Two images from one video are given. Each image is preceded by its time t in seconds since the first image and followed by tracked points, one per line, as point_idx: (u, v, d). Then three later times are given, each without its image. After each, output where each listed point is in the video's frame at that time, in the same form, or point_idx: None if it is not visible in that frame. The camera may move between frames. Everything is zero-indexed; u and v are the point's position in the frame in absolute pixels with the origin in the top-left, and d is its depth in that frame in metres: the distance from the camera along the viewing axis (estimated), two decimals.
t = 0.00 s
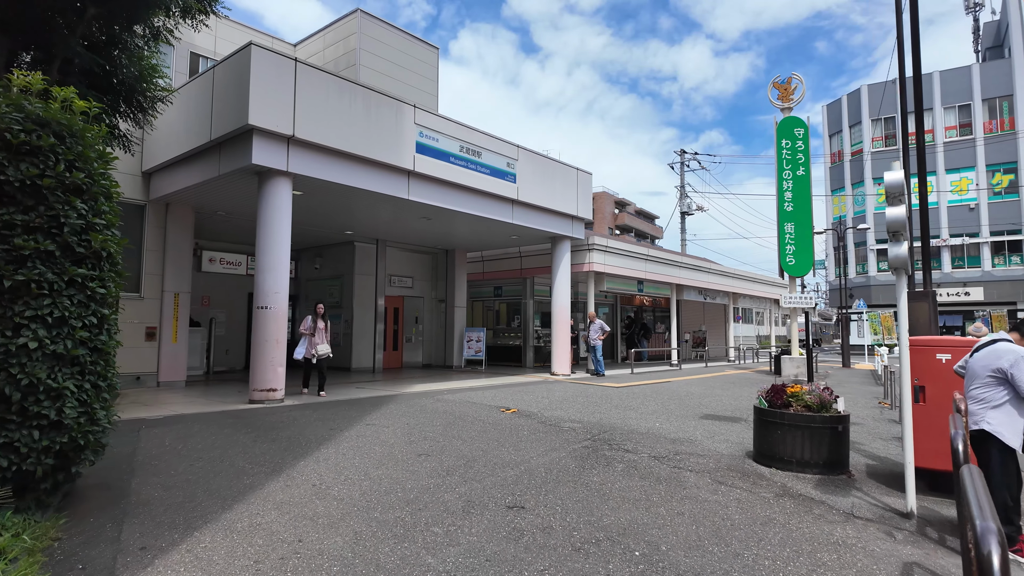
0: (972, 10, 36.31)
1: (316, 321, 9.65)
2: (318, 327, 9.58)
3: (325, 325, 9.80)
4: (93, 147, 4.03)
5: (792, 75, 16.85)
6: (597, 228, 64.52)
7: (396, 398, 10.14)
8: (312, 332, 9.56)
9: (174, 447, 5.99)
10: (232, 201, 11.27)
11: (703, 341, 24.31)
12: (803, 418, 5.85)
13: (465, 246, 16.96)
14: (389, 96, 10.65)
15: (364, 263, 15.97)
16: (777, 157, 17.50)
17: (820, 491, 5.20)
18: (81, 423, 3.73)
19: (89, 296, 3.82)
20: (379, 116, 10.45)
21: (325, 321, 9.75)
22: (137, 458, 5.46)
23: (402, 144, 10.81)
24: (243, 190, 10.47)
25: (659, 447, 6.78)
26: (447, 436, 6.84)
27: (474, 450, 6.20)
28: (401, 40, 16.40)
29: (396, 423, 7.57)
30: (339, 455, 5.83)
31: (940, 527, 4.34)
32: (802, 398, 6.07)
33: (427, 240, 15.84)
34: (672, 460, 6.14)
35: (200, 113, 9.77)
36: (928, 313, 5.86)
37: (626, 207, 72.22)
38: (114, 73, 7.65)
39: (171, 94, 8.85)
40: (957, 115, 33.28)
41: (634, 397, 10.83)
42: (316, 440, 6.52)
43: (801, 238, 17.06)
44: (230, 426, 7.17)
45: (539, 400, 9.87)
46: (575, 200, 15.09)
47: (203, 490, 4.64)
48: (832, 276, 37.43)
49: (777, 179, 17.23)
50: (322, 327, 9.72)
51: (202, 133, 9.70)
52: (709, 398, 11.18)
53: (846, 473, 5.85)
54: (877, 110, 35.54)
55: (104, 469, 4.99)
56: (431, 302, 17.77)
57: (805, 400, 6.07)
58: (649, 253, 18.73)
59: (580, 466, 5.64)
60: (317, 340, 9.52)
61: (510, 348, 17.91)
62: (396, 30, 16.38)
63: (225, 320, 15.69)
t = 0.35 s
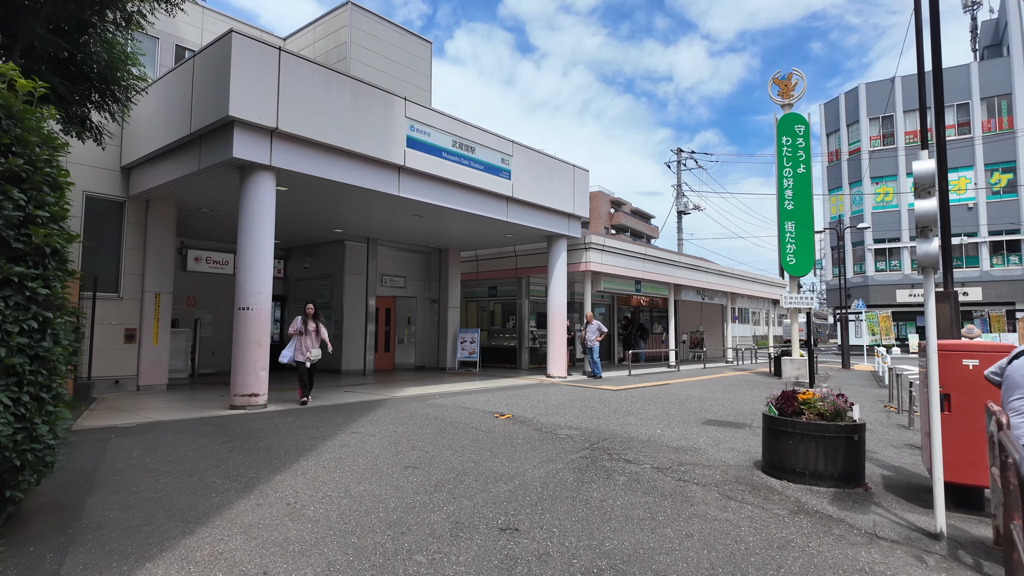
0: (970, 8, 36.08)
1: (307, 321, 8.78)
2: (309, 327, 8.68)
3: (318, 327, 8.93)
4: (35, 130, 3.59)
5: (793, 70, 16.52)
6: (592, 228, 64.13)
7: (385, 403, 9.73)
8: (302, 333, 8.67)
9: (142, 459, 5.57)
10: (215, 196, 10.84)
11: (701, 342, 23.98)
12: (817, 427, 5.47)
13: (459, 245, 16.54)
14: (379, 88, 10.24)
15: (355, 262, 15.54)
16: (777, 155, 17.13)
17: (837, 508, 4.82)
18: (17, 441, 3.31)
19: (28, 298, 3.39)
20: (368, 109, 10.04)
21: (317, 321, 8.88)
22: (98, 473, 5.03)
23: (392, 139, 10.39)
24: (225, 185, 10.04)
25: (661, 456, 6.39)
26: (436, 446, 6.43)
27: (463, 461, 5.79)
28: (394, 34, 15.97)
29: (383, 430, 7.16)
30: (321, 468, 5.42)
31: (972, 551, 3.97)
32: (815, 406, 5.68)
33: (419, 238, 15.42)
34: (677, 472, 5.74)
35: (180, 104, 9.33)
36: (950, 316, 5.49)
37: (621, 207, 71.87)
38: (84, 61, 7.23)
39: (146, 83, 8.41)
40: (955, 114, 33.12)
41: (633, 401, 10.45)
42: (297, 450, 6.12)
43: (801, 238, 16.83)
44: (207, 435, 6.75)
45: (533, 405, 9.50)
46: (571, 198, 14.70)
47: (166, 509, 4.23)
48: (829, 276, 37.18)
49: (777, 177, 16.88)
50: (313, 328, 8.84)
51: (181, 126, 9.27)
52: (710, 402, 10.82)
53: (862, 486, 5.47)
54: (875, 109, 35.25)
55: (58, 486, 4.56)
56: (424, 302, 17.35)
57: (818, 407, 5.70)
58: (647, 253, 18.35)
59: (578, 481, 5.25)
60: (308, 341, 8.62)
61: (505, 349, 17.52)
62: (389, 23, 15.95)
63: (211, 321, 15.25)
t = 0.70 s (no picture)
0: (951, 12, 36.40)
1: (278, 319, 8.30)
2: (279, 327, 8.21)
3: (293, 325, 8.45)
4: None
5: (781, 69, 16.39)
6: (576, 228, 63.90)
7: (363, 408, 9.31)
8: (272, 334, 8.23)
9: (91, 474, 5.10)
10: (183, 190, 10.31)
11: (686, 343, 23.84)
12: (818, 437, 5.16)
13: (442, 243, 16.12)
14: (357, 79, 9.80)
15: (334, 261, 15.05)
16: (765, 154, 16.93)
17: (843, 524, 4.52)
18: None
19: None
20: (346, 101, 9.60)
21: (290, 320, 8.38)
22: (39, 491, 4.55)
23: (371, 132, 9.96)
24: (193, 179, 9.53)
25: (653, 466, 6.06)
26: (415, 456, 6.04)
27: (443, 473, 5.41)
28: (376, 27, 15.50)
29: (359, 439, 6.75)
30: (289, 483, 5.00)
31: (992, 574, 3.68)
32: (815, 413, 5.37)
33: (401, 236, 14.97)
34: (671, 484, 5.41)
35: (144, 92, 8.81)
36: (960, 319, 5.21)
37: (605, 207, 71.85)
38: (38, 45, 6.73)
39: (105, 68, 7.89)
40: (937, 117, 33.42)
41: (620, 404, 10.14)
42: (264, 462, 5.68)
43: (788, 238, 16.68)
44: (168, 445, 6.28)
45: (518, 409, 9.14)
46: (558, 196, 14.34)
47: (108, 535, 3.78)
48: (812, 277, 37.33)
49: (764, 176, 16.69)
50: (286, 327, 8.36)
51: (145, 116, 8.74)
52: (698, 405, 10.55)
53: (866, 498, 5.19)
54: (858, 111, 35.45)
55: None
56: (405, 302, 16.90)
57: (819, 414, 5.39)
58: (633, 253, 18.05)
59: (566, 495, 4.90)
60: (276, 343, 8.17)
61: (489, 350, 17.14)
62: (371, 16, 15.47)
63: (184, 321, 14.66)
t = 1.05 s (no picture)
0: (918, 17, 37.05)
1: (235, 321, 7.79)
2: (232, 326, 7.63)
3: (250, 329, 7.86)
4: None
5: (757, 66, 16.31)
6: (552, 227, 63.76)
7: (329, 410, 8.86)
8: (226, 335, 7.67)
9: (17, 486, 4.61)
10: (137, 179, 9.71)
11: (662, 341, 23.81)
12: (805, 438, 4.93)
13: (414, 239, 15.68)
14: (323, 64, 9.35)
15: (301, 257, 14.51)
16: (740, 152, 16.84)
17: (832, 532, 4.28)
18: None
19: None
20: (311, 86, 9.14)
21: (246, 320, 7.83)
22: None
23: (337, 120, 9.50)
24: (146, 167, 8.96)
25: (633, 470, 5.77)
26: (380, 462, 5.65)
27: (409, 482, 5.03)
28: (346, 16, 14.99)
29: (320, 445, 6.32)
30: (239, 495, 4.58)
31: None
32: (800, 414, 5.14)
33: (372, 232, 14.50)
34: (651, 490, 5.12)
35: (91, 74, 8.22)
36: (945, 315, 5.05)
37: (581, 206, 71.87)
38: None
39: (45, 45, 7.31)
40: (905, 119, 34.02)
41: (596, 404, 9.86)
42: (215, 470, 5.24)
43: (763, 237, 16.63)
44: (110, 452, 5.79)
45: (490, 411, 8.79)
46: (533, 191, 14.01)
47: (21, 558, 3.33)
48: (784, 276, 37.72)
49: (740, 174, 16.59)
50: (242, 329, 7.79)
51: (92, 99, 8.16)
52: (675, 405, 10.33)
53: (853, 503, 4.97)
54: (829, 112, 35.92)
55: None
56: (376, 300, 16.42)
57: (805, 416, 5.16)
58: (609, 251, 17.83)
59: (540, 504, 4.58)
60: (226, 341, 7.53)
61: (463, 349, 16.75)
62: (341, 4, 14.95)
63: (141, 319, 13.98)
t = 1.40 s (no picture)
0: (889, 21, 37.61)
1: (176, 322, 6.92)
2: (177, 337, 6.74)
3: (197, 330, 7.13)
4: None
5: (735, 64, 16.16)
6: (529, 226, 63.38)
7: (291, 417, 8.36)
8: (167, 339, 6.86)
9: None
10: (85, 170, 9.07)
11: (639, 341, 23.62)
12: (796, 450, 4.62)
13: (386, 237, 15.18)
14: (286, 50, 8.83)
15: (266, 255, 13.92)
16: (718, 151, 16.67)
17: (827, 554, 3.97)
18: None
19: None
20: (272, 74, 8.62)
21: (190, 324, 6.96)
22: None
23: (302, 110, 8.99)
24: (94, 157, 8.35)
25: (611, 483, 5.41)
26: (340, 479, 5.21)
27: (369, 502, 4.61)
28: (317, 4, 14.40)
29: (276, 458, 5.85)
30: (177, 520, 4.11)
31: None
32: (790, 424, 4.84)
33: (342, 229, 13.97)
34: (633, 507, 4.77)
35: (31, 54, 7.60)
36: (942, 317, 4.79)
37: (558, 205, 71.69)
38: None
39: None
40: (877, 121, 34.44)
41: (573, 409, 9.50)
42: (153, 491, 4.73)
43: (742, 236, 16.48)
44: (41, 469, 5.25)
45: (463, 417, 8.38)
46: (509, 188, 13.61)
47: None
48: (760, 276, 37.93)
49: (718, 173, 16.42)
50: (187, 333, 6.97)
51: (32, 82, 7.54)
52: (654, 409, 10.02)
53: (845, 518, 4.68)
54: (804, 113, 36.21)
55: None
56: (347, 300, 15.88)
57: (795, 425, 4.86)
58: (587, 250, 17.52)
59: (513, 526, 4.20)
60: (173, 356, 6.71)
61: (437, 351, 16.30)
62: None
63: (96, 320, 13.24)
